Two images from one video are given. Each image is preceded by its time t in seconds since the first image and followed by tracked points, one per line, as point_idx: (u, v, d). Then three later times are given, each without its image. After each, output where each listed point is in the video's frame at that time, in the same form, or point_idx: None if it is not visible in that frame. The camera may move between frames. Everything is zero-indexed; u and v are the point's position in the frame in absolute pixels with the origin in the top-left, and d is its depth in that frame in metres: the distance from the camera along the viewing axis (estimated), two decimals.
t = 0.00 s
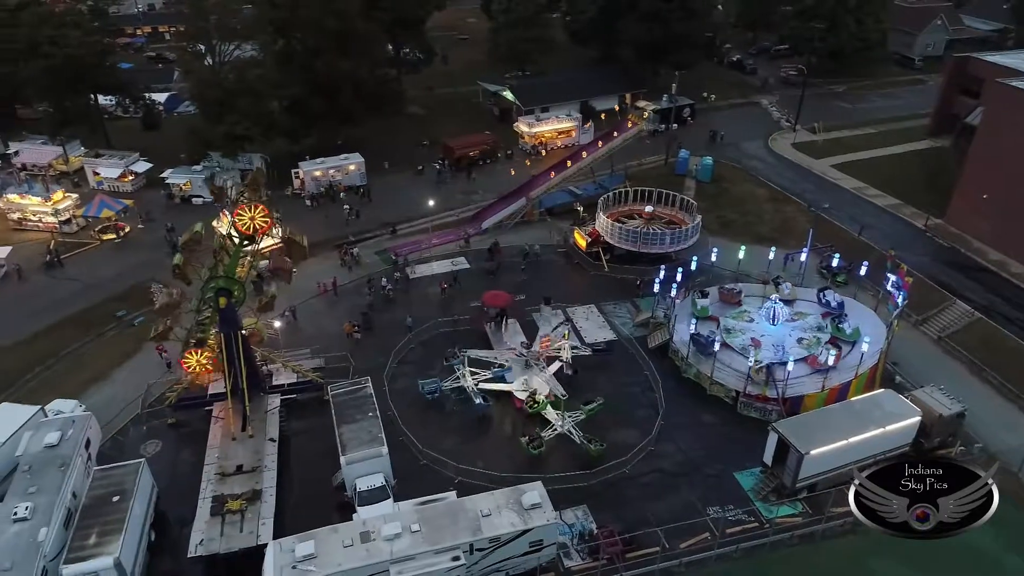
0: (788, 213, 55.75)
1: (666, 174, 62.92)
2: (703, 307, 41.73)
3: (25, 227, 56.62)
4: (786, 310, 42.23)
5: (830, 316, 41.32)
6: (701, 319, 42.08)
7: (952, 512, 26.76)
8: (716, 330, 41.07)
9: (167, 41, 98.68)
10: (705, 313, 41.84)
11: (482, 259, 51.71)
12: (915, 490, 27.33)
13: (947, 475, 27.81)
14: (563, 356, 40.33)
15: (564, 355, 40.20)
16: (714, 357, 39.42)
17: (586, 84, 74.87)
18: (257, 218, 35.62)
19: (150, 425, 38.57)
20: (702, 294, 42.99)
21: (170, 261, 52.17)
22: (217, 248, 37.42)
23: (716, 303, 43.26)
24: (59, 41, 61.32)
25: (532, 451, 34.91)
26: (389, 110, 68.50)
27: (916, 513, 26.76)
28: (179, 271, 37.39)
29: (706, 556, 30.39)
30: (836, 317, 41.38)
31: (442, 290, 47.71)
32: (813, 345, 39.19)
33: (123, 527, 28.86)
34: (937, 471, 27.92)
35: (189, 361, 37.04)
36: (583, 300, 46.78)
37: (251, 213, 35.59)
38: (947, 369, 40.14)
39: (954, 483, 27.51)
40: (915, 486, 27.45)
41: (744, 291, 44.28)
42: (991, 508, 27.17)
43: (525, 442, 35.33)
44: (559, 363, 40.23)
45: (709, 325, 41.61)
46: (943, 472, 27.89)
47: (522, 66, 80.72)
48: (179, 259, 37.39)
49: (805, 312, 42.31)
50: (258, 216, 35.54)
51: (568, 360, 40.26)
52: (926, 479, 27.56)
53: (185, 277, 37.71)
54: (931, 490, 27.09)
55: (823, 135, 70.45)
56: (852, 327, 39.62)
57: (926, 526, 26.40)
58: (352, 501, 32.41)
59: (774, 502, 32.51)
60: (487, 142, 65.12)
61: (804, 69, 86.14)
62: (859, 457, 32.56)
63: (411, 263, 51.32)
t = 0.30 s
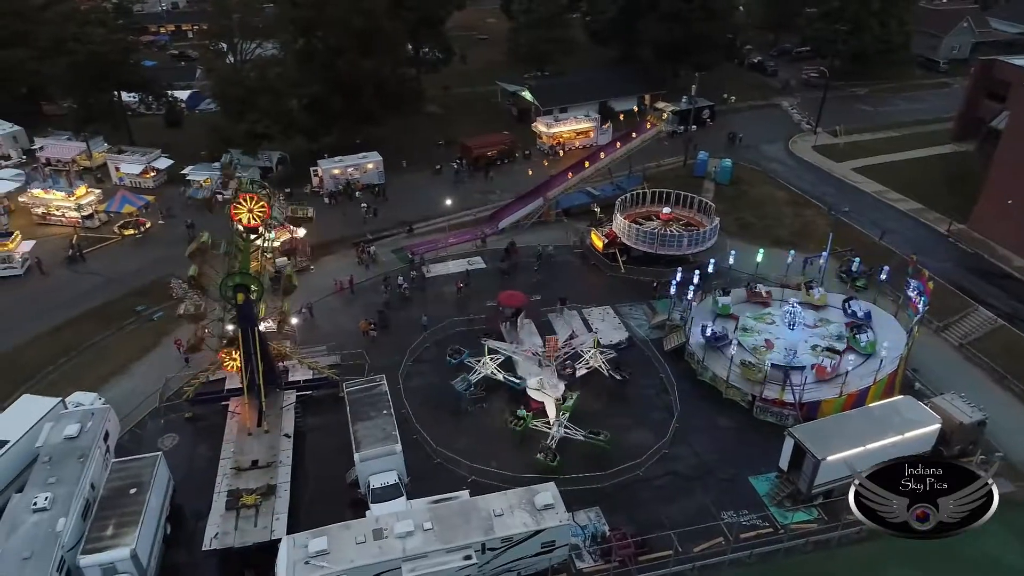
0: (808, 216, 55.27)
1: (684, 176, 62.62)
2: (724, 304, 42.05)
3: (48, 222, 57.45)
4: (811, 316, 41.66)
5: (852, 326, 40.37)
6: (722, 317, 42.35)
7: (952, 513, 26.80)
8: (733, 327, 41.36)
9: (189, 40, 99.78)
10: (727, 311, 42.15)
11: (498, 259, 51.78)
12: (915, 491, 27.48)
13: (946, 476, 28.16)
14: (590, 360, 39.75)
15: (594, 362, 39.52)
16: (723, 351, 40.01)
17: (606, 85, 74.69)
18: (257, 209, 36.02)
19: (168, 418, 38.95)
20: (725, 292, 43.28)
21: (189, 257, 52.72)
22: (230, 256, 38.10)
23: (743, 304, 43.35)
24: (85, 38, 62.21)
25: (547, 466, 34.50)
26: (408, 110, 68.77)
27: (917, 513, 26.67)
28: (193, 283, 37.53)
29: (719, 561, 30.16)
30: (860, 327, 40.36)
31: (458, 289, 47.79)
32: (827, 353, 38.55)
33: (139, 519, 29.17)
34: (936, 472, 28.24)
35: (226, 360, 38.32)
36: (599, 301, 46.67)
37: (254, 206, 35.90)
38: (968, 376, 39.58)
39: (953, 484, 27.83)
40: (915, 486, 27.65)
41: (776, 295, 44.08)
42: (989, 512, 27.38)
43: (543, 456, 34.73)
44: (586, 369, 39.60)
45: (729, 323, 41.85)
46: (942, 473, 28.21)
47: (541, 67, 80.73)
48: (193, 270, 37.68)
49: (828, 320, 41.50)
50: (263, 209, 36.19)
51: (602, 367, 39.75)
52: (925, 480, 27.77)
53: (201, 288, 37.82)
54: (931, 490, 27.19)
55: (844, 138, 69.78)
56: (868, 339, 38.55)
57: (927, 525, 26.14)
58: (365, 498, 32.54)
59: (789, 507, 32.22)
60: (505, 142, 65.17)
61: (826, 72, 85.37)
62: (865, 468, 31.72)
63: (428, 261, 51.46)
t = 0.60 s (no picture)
0: (827, 220, 54.81)
1: (701, 177, 62.33)
2: (745, 303, 42.04)
3: (69, 217, 58.23)
4: (833, 323, 41.21)
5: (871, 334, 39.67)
6: (742, 316, 42.36)
7: (952, 512, 25.97)
8: (751, 327, 41.42)
9: (210, 38, 100.76)
10: (747, 310, 42.20)
11: (513, 258, 51.83)
12: (915, 490, 26.54)
13: (947, 475, 27.06)
14: (615, 373, 39.13)
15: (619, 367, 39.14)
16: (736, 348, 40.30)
17: (623, 86, 74.53)
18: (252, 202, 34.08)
19: (184, 413, 39.31)
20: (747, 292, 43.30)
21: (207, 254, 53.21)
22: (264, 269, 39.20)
23: (766, 305, 43.24)
24: (107, 36, 63.03)
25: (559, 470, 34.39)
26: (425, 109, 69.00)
27: (916, 513, 25.94)
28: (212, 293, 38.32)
29: (731, 566, 29.95)
30: (879, 336, 39.59)
31: (473, 288, 47.87)
32: (840, 360, 38.06)
33: (154, 512, 29.46)
34: (938, 472, 27.17)
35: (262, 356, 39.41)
36: (613, 302, 46.58)
37: (247, 201, 34.00)
38: (988, 383, 39.05)
39: (954, 483, 26.78)
40: (915, 486, 26.66)
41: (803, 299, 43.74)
42: (991, 510, 26.30)
43: (561, 459, 34.85)
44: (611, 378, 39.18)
45: (748, 322, 41.93)
46: (943, 472, 27.11)
47: (559, 67, 80.70)
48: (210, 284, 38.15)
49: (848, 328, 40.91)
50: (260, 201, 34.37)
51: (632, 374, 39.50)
52: (925, 480, 26.81)
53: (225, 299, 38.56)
54: (931, 489, 26.27)
55: (864, 141, 69.11)
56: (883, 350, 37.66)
57: (926, 525, 25.53)
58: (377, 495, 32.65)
59: (803, 513, 31.93)
60: (521, 142, 65.18)
61: (847, 74, 84.61)
62: (864, 469, 30.89)
63: (443, 260, 51.60)
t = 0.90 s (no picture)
0: (844, 223, 54.37)
1: (717, 179, 62.03)
2: (768, 302, 42.01)
3: (89, 212, 58.95)
4: (856, 330, 40.62)
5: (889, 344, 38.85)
6: (764, 315, 42.41)
7: (951, 512, 27.73)
8: (770, 326, 41.44)
9: (229, 36, 101.68)
10: (771, 309, 42.17)
11: (528, 258, 51.86)
12: (915, 491, 28.33)
13: (948, 473, 28.50)
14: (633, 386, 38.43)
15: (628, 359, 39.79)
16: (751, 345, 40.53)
17: (639, 87, 74.28)
18: (240, 197, 33.84)
19: (198, 407, 39.65)
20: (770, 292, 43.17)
21: (223, 250, 53.67)
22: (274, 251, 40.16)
23: (790, 306, 43.02)
24: (128, 33, 63.81)
25: (578, 452, 35.49)
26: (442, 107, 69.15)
27: (916, 514, 27.86)
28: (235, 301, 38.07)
29: (743, 570, 29.77)
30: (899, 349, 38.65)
31: (487, 288, 47.95)
32: (852, 368, 37.59)
33: (168, 505, 29.73)
34: (937, 470, 28.66)
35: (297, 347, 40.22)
36: (627, 303, 46.46)
37: (241, 199, 33.74)
38: (1008, 390, 38.55)
39: (954, 482, 28.23)
40: (914, 486, 28.46)
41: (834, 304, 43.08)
42: (988, 508, 27.91)
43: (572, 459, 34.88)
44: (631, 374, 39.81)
45: (768, 321, 41.98)
46: (944, 471, 28.57)
47: (575, 67, 80.61)
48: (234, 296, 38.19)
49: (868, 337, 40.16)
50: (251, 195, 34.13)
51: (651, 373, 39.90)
52: (926, 480, 28.44)
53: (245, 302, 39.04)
54: (930, 490, 27.93)
55: (884, 144, 68.48)
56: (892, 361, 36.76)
57: (925, 525, 27.59)
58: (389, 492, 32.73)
59: (816, 518, 31.70)
60: (536, 142, 65.17)
61: (866, 75, 83.88)
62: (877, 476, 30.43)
63: (457, 259, 51.74)
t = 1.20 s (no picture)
0: (862, 226, 53.90)
1: (734, 181, 61.71)
2: (794, 303, 42.07)
3: (108, 208, 59.67)
4: (880, 338, 39.94)
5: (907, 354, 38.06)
6: (790, 315, 42.46)
7: (950, 511, 28.04)
8: (791, 326, 41.49)
9: (249, 35, 102.59)
10: (797, 310, 42.15)
11: (542, 258, 51.87)
12: (914, 490, 28.29)
13: (946, 474, 28.50)
14: (646, 398, 37.88)
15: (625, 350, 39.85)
16: (767, 341, 40.88)
17: (657, 88, 74.03)
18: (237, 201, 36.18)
19: (214, 403, 40.02)
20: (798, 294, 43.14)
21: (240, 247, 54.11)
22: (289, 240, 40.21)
23: (817, 310, 42.78)
24: (149, 32, 64.55)
25: (592, 445, 35.85)
26: (458, 107, 69.27)
27: (916, 513, 28.05)
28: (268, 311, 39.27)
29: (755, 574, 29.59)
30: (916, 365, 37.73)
31: (501, 287, 48.01)
32: (863, 376, 37.22)
33: (183, 499, 30.04)
34: (937, 471, 28.53)
35: (325, 338, 39.05)
36: (642, 305, 46.34)
37: (239, 203, 36.08)
38: None
39: (953, 482, 28.30)
40: (914, 486, 28.35)
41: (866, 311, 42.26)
42: (992, 508, 28.10)
43: (585, 461, 34.83)
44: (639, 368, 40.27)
45: (791, 320, 42.08)
46: (943, 471, 28.52)
47: (592, 68, 80.50)
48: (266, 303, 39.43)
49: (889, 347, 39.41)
50: (245, 196, 36.47)
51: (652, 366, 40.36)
52: (925, 479, 28.34)
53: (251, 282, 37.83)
54: (930, 490, 27.96)
55: (904, 147, 67.84)
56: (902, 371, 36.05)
57: (925, 526, 27.87)
58: (401, 490, 32.86)
59: (830, 524, 31.41)
60: (553, 143, 65.16)
61: (887, 78, 83.13)
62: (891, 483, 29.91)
63: (472, 258, 51.85)
